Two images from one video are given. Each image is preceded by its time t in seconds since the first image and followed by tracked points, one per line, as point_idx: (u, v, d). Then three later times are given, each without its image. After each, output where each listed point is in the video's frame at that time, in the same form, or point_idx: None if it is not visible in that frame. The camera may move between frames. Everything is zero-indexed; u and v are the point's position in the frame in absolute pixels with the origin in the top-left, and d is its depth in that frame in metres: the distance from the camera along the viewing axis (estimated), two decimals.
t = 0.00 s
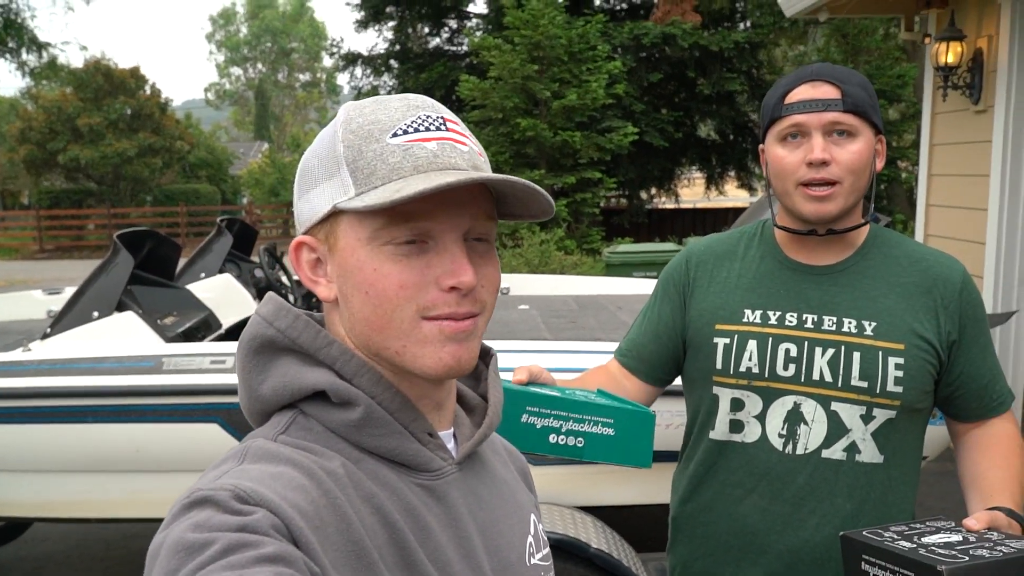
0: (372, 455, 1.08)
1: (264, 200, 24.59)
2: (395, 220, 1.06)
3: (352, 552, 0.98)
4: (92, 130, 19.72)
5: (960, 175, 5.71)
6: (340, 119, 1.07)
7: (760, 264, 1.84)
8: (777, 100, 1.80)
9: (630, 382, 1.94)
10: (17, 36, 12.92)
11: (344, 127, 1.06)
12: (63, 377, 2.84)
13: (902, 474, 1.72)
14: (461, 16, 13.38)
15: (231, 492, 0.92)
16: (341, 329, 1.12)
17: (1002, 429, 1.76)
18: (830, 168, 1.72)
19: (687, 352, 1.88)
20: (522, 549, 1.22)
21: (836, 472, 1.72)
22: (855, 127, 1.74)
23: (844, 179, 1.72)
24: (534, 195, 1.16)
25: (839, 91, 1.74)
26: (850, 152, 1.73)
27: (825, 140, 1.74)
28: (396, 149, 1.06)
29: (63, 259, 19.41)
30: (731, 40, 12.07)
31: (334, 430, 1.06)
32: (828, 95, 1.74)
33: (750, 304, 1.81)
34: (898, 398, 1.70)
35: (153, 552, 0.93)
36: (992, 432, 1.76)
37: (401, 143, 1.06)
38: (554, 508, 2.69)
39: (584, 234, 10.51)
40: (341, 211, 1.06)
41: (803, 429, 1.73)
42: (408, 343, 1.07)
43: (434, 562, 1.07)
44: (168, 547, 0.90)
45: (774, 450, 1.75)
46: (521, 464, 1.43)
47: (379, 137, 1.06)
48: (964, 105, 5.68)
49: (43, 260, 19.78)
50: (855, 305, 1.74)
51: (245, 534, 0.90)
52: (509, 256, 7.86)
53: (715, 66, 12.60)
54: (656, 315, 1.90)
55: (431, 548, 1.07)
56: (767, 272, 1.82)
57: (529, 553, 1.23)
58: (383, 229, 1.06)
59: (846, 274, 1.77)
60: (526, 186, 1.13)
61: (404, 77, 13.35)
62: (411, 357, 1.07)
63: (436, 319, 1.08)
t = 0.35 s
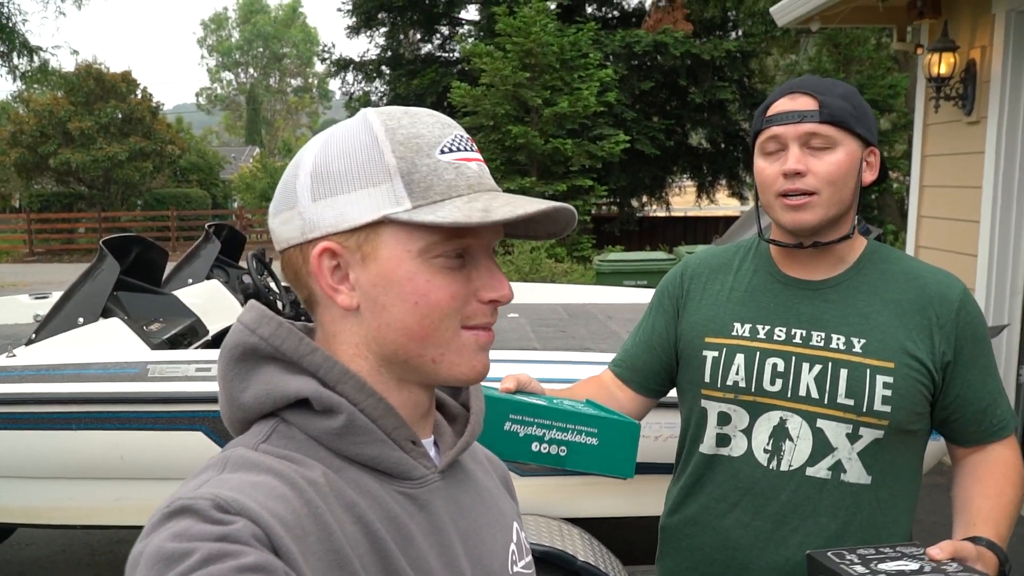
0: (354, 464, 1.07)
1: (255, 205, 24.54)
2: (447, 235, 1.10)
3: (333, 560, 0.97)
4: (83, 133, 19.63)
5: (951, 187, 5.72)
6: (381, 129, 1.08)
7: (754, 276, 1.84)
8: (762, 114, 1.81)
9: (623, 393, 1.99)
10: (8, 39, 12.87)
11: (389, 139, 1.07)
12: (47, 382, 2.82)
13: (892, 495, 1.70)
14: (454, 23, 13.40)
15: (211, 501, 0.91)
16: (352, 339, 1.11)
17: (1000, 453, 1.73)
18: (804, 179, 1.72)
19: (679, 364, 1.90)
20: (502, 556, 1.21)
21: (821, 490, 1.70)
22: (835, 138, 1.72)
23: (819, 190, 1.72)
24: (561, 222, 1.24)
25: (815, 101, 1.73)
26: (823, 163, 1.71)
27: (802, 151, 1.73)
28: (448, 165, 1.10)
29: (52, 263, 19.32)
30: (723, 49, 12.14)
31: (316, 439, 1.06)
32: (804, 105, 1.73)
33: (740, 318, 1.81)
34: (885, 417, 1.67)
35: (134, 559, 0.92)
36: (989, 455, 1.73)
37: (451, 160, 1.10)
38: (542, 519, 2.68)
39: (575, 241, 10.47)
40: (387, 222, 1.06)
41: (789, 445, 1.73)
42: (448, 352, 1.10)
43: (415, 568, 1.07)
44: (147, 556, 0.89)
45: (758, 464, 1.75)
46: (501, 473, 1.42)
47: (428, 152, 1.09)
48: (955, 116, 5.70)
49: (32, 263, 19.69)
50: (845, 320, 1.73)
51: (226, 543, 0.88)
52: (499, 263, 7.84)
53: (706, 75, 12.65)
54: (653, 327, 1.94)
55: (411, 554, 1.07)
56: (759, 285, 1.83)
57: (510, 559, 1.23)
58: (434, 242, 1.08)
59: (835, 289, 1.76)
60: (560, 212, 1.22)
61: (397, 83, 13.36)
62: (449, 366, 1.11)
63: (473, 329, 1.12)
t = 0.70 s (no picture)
0: (357, 470, 1.07)
1: (261, 202, 24.55)
2: (460, 243, 1.08)
3: (336, 566, 0.97)
4: (89, 130, 19.63)
5: (964, 187, 5.67)
6: (391, 139, 1.07)
7: (773, 273, 1.84)
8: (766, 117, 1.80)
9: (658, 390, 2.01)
10: (16, 37, 12.88)
11: (402, 150, 1.06)
12: (55, 381, 2.82)
13: (906, 498, 1.64)
14: (461, 20, 13.35)
15: (213, 510, 0.91)
16: (359, 346, 1.09)
17: None
18: (787, 180, 1.68)
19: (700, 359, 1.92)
20: (509, 561, 1.20)
21: (824, 490, 1.67)
22: (819, 139, 1.67)
23: (802, 192, 1.68)
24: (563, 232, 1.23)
25: (802, 103, 1.69)
26: (805, 164, 1.67)
27: (789, 153, 1.70)
28: (459, 175, 1.09)
29: (58, 260, 19.34)
30: (731, 48, 12.10)
31: (319, 446, 1.05)
32: (791, 107, 1.70)
33: (753, 313, 1.80)
34: (890, 420, 1.62)
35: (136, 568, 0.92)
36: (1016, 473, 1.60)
37: (460, 171, 1.09)
38: (552, 520, 2.66)
39: (582, 241, 10.42)
40: (400, 230, 1.05)
41: (792, 442, 1.71)
42: (457, 360, 1.09)
43: None
44: (150, 563, 0.90)
45: (765, 463, 1.74)
46: (506, 480, 1.43)
47: (440, 162, 1.08)
48: (968, 116, 5.66)
49: (38, 260, 19.72)
50: (854, 320, 1.68)
51: (228, 552, 0.88)
52: (506, 262, 7.82)
53: (714, 74, 12.61)
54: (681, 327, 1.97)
55: (417, 560, 1.06)
56: (774, 284, 1.82)
57: (516, 564, 1.22)
58: (448, 251, 1.07)
59: (849, 289, 1.71)
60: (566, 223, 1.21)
61: (403, 81, 13.35)
62: (458, 373, 1.09)
63: (480, 336, 1.11)
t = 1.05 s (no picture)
0: (363, 463, 1.07)
1: (266, 188, 24.54)
2: (469, 234, 1.09)
3: (341, 562, 0.98)
4: (94, 115, 19.60)
5: (973, 180, 5.66)
6: (398, 130, 1.08)
7: (788, 261, 1.84)
8: (781, 115, 1.77)
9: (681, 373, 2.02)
10: (22, 20, 12.87)
11: (409, 140, 1.07)
12: (69, 365, 2.83)
13: (909, 489, 1.64)
14: (467, 8, 13.33)
15: (220, 503, 0.92)
16: (368, 340, 1.10)
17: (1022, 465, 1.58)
18: (839, 174, 1.67)
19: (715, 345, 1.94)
20: (514, 555, 1.21)
21: (827, 478, 1.68)
22: (863, 130, 1.68)
23: (856, 183, 1.67)
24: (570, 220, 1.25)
25: (837, 95, 1.68)
26: (856, 156, 1.67)
27: (830, 147, 1.69)
28: (466, 166, 1.10)
29: (63, 245, 19.37)
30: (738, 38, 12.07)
31: (324, 439, 1.06)
32: (826, 102, 1.69)
33: (763, 301, 1.81)
34: (892, 411, 1.62)
35: (143, 562, 0.92)
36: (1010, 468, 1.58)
37: (467, 162, 1.11)
38: (562, 507, 2.68)
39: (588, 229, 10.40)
40: (412, 222, 1.06)
41: (798, 430, 1.72)
42: (465, 351, 1.10)
43: (425, 567, 1.06)
44: (157, 558, 0.90)
45: (770, 451, 1.75)
46: (510, 471, 1.42)
47: (447, 154, 1.09)
48: (978, 108, 5.64)
49: (43, 245, 19.76)
50: (859, 313, 1.68)
51: (234, 545, 0.89)
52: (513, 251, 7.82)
53: (721, 63, 12.58)
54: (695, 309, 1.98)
55: (422, 553, 1.07)
56: (784, 275, 1.82)
57: (522, 557, 1.23)
58: (458, 242, 1.08)
59: (857, 282, 1.71)
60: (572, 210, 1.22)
61: (409, 69, 13.34)
62: (469, 364, 1.11)
63: (488, 326, 1.13)
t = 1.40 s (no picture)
0: (367, 447, 1.09)
1: (265, 184, 24.54)
2: (503, 212, 1.16)
3: (345, 545, 0.99)
4: (92, 111, 19.57)
5: (971, 170, 5.69)
6: (431, 118, 1.10)
7: (785, 252, 1.84)
8: (775, 113, 1.76)
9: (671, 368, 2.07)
10: (21, 17, 12.85)
11: (453, 127, 1.10)
12: (79, 359, 2.86)
13: (918, 467, 1.67)
14: (466, 2, 13.34)
15: (224, 487, 0.93)
16: (410, 324, 1.13)
17: None
18: (829, 176, 1.69)
19: (710, 338, 1.94)
20: (512, 536, 1.23)
21: (840, 465, 1.70)
22: (854, 129, 1.69)
23: (846, 182, 1.69)
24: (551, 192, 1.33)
25: (828, 96, 1.69)
26: (847, 157, 1.68)
27: (822, 148, 1.70)
28: (492, 148, 1.15)
29: (63, 241, 19.38)
30: (737, 30, 12.08)
31: (328, 423, 1.07)
32: (817, 103, 1.69)
33: (766, 294, 1.82)
34: (905, 394, 1.65)
35: (147, 546, 0.93)
36: (1013, 438, 1.63)
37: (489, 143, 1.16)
38: (569, 495, 2.71)
39: (587, 222, 10.42)
40: (463, 205, 1.10)
41: (809, 419, 1.74)
42: (502, 323, 1.18)
43: (428, 551, 1.08)
44: (162, 541, 0.91)
45: (778, 438, 1.77)
46: (509, 449, 1.45)
47: (477, 136, 1.13)
48: (977, 98, 5.66)
49: (44, 241, 19.76)
50: (867, 299, 1.71)
51: (239, 529, 0.90)
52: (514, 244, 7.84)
53: (720, 56, 12.59)
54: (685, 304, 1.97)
55: (425, 537, 1.08)
56: (785, 265, 1.83)
57: (521, 539, 1.24)
58: (496, 220, 1.15)
59: (864, 267, 1.73)
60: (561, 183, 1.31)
61: (407, 63, 13.33)
62: (503, 332, 1.19)
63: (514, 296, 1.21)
